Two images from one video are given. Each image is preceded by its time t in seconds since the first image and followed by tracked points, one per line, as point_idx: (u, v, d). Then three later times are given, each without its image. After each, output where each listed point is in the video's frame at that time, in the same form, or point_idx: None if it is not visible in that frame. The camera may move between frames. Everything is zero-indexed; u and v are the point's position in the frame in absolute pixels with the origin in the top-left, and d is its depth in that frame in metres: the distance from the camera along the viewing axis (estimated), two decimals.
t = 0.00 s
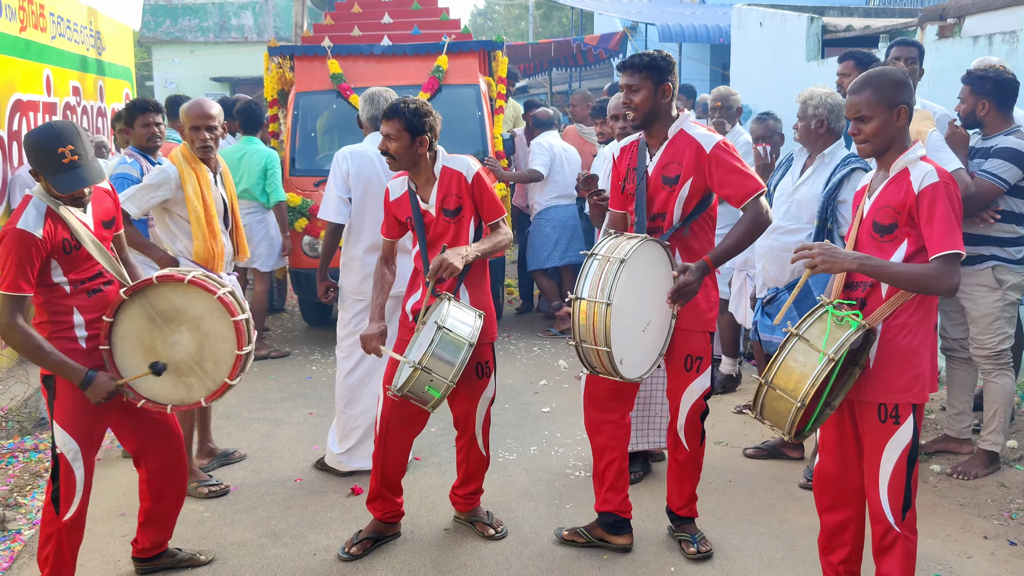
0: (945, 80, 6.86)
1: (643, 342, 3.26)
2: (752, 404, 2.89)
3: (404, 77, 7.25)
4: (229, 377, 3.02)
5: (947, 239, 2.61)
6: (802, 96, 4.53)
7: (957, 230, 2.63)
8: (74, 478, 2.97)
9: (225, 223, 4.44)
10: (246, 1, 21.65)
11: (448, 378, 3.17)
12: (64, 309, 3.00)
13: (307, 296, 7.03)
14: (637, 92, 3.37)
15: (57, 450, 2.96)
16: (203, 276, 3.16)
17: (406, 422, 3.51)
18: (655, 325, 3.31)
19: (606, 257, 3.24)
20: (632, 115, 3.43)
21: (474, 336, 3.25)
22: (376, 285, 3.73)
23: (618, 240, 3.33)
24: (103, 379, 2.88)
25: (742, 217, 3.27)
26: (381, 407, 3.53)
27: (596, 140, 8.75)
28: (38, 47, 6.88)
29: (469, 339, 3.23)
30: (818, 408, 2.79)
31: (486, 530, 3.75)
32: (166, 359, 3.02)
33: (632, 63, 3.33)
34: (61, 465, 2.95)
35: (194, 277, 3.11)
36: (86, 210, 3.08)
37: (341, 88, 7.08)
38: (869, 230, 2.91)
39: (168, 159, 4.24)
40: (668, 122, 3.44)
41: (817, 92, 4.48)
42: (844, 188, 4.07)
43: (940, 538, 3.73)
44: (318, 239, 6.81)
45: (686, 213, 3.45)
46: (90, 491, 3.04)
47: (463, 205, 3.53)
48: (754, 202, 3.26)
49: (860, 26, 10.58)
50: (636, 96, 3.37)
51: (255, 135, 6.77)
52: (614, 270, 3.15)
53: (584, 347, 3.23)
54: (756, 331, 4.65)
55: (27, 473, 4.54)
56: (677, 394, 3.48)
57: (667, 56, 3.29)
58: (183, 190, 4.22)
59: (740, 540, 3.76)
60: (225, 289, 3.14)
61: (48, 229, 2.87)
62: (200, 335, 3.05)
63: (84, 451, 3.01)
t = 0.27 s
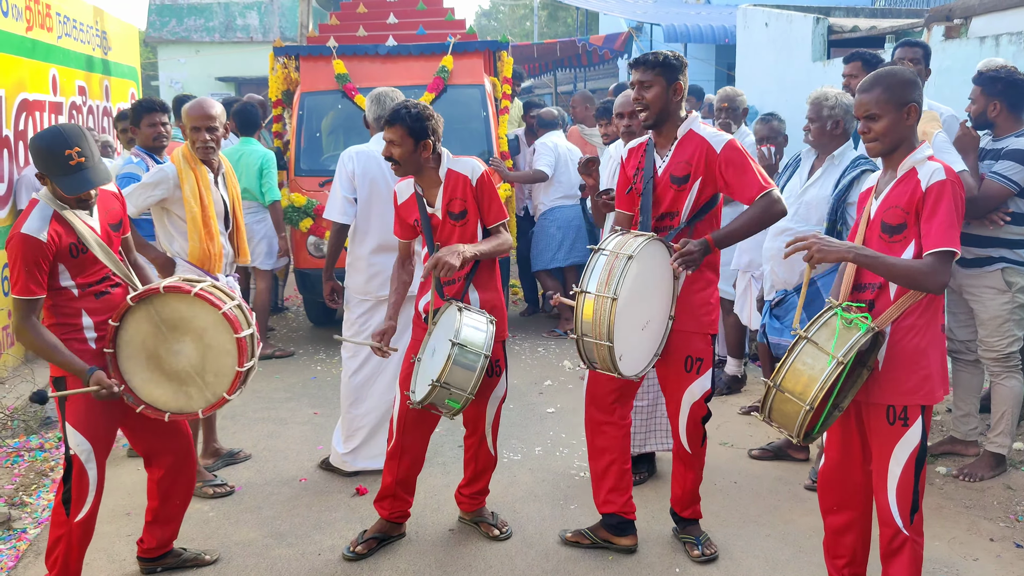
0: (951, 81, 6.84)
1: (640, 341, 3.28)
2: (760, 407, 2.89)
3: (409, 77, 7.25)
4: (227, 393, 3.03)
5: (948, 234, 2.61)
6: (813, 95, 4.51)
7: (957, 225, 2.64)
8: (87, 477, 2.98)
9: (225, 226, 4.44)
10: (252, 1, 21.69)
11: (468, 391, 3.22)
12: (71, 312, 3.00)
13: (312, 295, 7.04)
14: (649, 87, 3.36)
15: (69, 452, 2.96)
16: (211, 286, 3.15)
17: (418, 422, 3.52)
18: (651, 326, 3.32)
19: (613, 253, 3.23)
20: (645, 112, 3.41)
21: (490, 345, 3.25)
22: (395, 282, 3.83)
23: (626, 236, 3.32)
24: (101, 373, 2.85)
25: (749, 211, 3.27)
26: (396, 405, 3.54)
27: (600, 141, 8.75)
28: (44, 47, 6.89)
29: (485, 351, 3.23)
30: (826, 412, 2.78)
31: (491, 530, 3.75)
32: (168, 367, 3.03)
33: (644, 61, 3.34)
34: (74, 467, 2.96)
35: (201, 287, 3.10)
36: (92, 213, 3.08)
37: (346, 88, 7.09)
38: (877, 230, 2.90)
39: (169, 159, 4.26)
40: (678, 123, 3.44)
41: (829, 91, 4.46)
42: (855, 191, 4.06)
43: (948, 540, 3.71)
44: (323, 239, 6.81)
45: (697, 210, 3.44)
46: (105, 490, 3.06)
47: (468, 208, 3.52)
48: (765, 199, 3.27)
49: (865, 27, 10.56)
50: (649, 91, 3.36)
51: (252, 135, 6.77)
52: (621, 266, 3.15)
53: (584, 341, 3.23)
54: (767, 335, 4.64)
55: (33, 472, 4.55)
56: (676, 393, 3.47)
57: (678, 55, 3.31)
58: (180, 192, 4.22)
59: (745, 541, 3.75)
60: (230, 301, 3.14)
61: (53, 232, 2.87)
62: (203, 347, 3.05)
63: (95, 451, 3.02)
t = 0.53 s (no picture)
0: (959, 82, 6.81)
1: (630, 330, 3.26)
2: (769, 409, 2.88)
3: (415, 78, 7.26)
4: (232, 387, 2.98)
5: (956, 227, 2.59)
6: (825, 95, 4.50)
7: (967, 220, 2.61)
8: (98, 477, 2.99)
9: (223, 230, 4.47)
10: (258, 1, 21.73)
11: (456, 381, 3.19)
12: (75, 310, 3.01)
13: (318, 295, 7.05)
14: (665, 104, 3.36)
15: (81, 451, 2.97)
16: (213, 280, 3.14)
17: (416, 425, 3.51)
18: (642, 319, 3.30)
19: (631, 223, 3.28)
20: (663, 129, 3.41)
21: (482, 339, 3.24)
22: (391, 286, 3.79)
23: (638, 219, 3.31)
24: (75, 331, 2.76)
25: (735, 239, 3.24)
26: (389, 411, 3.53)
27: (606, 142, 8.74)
28: (51, 47, 6.91)
29: (476, 343, 3.21)
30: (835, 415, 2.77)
31: (495, 532, 3.75)
32: (174, 364, 3.03)
33: (660, 78, 3.33)
34: (84, 466, 2.96)
35: (200, 283, 3.07)
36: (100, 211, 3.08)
37: (352, 88, 7.10)
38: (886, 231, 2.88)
39: (168, 161, 4.26)
40: (692, 137, 3.44)
41: (840, 94, 4.44)
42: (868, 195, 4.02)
43: (955, 543, 3.69)
44: (329, 238, 6.82)
45: (705, 225, 3.43)
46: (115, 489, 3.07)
47: (481, 210, 3.53)
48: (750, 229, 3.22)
49: (872, 28, 10.53)
50: (666, 108, 3.36)
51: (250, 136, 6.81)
52: (639, 232, 3.18)
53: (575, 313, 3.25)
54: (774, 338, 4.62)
55: (39, 472, 4.57)
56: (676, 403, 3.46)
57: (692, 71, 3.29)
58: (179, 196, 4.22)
59: (751, 544, 3.74)
60: (233, 295, 3.10)
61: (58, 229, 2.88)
62: (207, 343, 3.03)
63: (106, 450, 3.03)
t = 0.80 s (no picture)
0: (964, 83, 6.80)
1: (658, 369, 3.31)
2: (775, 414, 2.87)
3: (419, 78, 7.26)
4: (229, 391, 3.00)
5: (962, 240, 2.59)
6: (827, 97, 4.48)
7: (971, 233, 2.62)
8: (92, 476, 2.98)
9: (224, 231, 4.47)
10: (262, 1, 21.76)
11: (471, 394, 3.19)
12: (76, 310, 3.01)
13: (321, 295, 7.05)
14: (660, 108, 3.31)
15: (74, 450, 2.97)
16: (210, 283, 3.15)
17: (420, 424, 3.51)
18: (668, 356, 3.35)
19: (628, 287, 3.23)
20: (653, 133, 3.36)
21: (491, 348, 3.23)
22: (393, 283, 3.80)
23: (639, 270, 3.32)
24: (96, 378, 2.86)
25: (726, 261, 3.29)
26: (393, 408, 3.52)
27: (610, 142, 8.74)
28: (56, 46, 6.93)
29: (486, 351, 3.21)
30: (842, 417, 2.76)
31: (498, 531, 3.74)
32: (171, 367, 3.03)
33: (652, 83, 3.28)
34: (77, 465, 2.97)
35: (195, 285, 3.08)
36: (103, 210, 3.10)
37: (356, 88, 7.10)
38: (889, 235, 2.87)
39: (171, 163, 4.24)
40: (686, 147, 3.42)
41: (842, 96, 4.42)
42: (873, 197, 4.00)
43: (959, 544, 3.68)
44: (333, 238, 6.82)
45: (704, 238, 3.46)
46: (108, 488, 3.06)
47: (472, 219, 3.53)
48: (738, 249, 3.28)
49: (877, 28, 10.50)
50: (659, 113, 3.31)
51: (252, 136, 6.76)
52: (639, 301, 3.15)
53: (603, 376, 3.21)
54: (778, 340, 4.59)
55: (43, 470, 4.57)
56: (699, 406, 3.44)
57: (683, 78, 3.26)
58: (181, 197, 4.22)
59: (754, 544, 3.73)
60: (229, 297, 3.12)
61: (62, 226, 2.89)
62: (203, 346, 3.03)
63: (100, 449, 3.03)
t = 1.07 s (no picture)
0: (968, 83, 6.78)
1: (641, 326, 3.26)
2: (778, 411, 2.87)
3: (422, 77, 7.26)
4: (235, 372, 3.00)
5: (973, 241, 2.57)
6: (826, 99, 4.44)
7: (981, 232, 2.60)
8: (97, 471, 2.99)
9: (226, 230, 4.47)
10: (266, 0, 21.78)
11: (462, 386, 3.20)
12: (80, 304, 3.03)
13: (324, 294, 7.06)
14: (682, 91, 3.35)
15: (81, 444, 2.98)
16: (206, 267, 3.15)
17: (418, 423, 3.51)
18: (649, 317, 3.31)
19: (630, 218, 3.25)
20: (676, 115, 3.41)
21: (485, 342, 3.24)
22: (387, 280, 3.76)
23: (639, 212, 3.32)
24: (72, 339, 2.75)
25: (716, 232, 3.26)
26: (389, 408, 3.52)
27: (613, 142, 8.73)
28: (60, 45, 6.94)
29: (480, 347, 3.21)
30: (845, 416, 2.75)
31: (500, 530, 3.74)
32: (175, 354, 3.03)
33: (676, 66, 3.33)
34: (83, 459, 2.97)
35: (193, 270, 3.08)
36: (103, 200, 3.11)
37: (360, 88, 7.10)
38: (893, 232, 2.87)
39: (174, 162, 4.27)
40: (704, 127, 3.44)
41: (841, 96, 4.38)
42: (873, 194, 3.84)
43: (961, 545, 3.67)
44: (336, 237, 6.82)
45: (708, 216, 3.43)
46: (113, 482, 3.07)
47: (473, 204, 3.52)
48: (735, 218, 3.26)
49: (881, 29, 10.48)
50: (681, 96, 3.36)
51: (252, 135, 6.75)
52: (639, 229, 3.15)
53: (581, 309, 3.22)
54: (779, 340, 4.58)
55: (46, 468, 4.59)
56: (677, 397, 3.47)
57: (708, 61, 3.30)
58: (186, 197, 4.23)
59: (756, 544, 3.73)
60: (226, 280, 3.11)
61: (61, 212, 2.91)
62: (206, 330, 3.03)
63: (104, 443, 3.04)
